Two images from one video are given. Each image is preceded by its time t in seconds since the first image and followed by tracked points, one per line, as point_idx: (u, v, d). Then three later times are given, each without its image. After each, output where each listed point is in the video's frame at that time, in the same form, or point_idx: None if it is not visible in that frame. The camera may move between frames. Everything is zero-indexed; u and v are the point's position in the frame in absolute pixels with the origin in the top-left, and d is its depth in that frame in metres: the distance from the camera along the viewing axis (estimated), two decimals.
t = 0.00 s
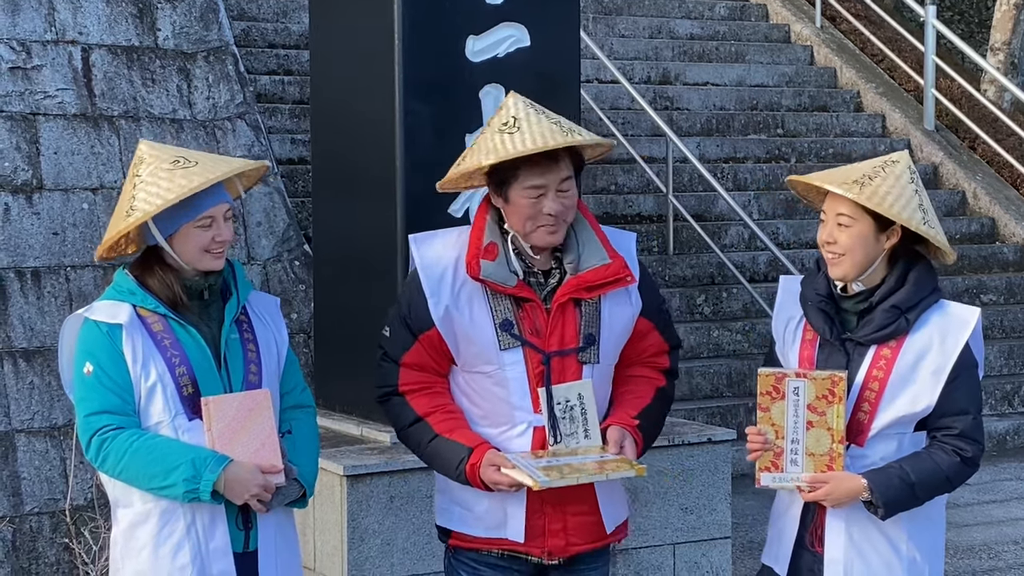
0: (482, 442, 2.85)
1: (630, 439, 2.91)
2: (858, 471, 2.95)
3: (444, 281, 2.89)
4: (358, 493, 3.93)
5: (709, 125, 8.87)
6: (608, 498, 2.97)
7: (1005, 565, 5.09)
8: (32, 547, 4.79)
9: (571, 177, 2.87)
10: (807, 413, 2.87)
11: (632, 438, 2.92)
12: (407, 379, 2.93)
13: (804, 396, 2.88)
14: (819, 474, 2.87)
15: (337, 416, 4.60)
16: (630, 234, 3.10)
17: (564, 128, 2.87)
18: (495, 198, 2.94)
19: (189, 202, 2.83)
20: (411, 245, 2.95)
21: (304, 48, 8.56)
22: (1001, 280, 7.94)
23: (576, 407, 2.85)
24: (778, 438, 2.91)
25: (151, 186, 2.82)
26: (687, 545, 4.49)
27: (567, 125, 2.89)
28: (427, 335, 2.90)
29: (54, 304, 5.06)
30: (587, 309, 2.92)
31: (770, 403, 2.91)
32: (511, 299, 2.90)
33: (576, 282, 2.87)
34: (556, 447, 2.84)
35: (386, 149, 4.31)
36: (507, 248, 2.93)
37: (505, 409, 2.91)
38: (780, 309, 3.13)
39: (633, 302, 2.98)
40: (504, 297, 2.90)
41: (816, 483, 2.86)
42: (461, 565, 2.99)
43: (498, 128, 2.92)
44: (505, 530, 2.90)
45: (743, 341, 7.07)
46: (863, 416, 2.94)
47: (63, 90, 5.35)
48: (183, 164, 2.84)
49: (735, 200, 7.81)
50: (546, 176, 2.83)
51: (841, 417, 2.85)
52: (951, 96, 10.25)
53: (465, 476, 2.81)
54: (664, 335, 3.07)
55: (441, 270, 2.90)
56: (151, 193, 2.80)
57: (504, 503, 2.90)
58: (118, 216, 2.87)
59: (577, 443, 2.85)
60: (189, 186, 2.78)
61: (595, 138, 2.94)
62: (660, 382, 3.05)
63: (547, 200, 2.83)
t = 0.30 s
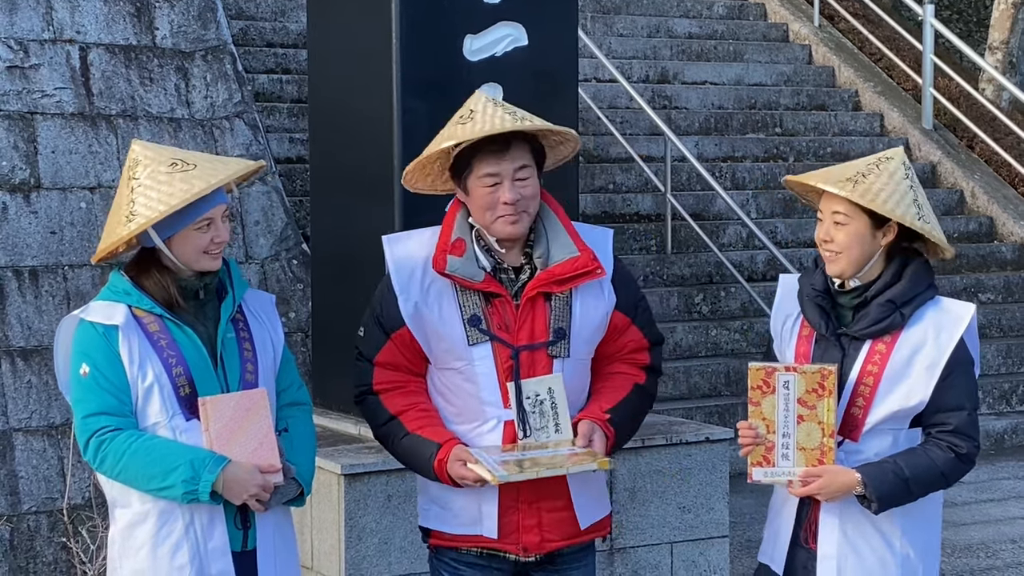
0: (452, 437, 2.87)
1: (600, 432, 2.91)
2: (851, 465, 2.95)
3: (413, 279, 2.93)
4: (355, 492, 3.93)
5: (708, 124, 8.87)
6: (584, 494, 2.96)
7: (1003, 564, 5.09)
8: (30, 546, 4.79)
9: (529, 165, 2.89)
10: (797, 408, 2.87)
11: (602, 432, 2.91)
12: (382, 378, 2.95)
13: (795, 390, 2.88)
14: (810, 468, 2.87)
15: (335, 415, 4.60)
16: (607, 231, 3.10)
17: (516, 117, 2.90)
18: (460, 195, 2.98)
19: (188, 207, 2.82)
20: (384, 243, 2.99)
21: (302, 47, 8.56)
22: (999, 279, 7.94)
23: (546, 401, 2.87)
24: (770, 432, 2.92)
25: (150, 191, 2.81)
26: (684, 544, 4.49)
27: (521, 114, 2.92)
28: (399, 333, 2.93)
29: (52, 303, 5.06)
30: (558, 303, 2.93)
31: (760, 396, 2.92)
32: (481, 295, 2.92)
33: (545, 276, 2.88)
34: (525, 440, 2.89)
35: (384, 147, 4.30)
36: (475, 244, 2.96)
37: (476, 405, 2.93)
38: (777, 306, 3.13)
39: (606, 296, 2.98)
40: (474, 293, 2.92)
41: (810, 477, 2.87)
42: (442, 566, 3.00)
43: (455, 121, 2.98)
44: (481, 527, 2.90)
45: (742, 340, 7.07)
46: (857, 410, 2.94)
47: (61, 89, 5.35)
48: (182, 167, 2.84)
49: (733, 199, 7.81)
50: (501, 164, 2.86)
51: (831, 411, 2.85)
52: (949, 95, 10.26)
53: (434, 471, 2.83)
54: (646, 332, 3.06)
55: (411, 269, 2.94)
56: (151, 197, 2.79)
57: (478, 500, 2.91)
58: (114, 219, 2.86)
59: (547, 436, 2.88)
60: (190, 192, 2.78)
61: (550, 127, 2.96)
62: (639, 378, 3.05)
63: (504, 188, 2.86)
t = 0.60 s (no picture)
0: (427, 438, 2.90)
1: (574, 432, 2.88)
2: (846, 459, 2.95)
3: (392, 279, 2.94)
4: (354, 490, 3.93)
5: (706, 122, 8.87)
6: (562, 492, 2.95)
7: (1001, 563, 5.10)
8: (29, 544, 4.79)
9: (504, 163, 2.89)
10: (795, 403, 2.88)
11: (576, 432, 2.88)
12: (362, 379, 2.98)
13: (794, 384, 2.88)
14: (804, 463, 2.87)
15: (334, 414, 4.59)
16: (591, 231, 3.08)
17: (488, 115, 2.90)
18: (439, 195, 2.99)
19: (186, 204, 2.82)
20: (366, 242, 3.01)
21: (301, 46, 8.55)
22: (997, 278, 7.95)
23: (521, 400, 2.86)
24: (767, 425, 2.93)
25: (147, 188, 2.80)
26: (683, 542, 4.49)
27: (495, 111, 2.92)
28: (378, 333, 2.96)
29: (50, 301, 5.05)
30: (536, 302, 2.93)
31: (758, 391, 2.93)
32: (459, 295, 2.93)
33: (523, 275, 2.88)
34: (501, 440, 2.89)
35: (383, 146, 4.30)
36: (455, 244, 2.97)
37: (454, 405, 2.94)
38: (779, 305, 3.15)
39: (586, 295, 2.96)
40: (452, 292, 2.93)
41: (804, 471, 2.86)
42: (427, 566, 3.01)
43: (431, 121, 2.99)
44: (458, 527, 2.91)
45: (741, 338, 7.08)
46: (852, 405, 2.94)
47: (59, 87, 5.35)
48: (179, 164, 2.84)
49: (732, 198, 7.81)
50: (474, 162, 2.87)
51: (828, 407, 2.85)
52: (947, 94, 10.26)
53: (408, 471, 2.86)
54: (629, 332, 3.03)
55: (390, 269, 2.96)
56: (149, 195, 2.79)
57: (453, 499, 2.92)
58: (112, 217, 2.85)
59: (522, 436, 2.88)
60: (189, 189, 2.78)
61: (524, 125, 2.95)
62: (622, 379, 3.02)
63: (478, 187, 2.86)
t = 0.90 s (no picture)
0: (425, 426, 2.93)
1: (569, 428, 2.86)
2: (839, 456, 2.94)
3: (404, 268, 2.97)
4: (352, 489, 3.93)
5: (704, 121, 8.87)
6: (559, 488, 2.93)
7: (999, 561, 5.10)
8: (26, 543, 4.79)
9: (510, 158, 2.88)
10: (789, 402, 2.88)
11: (572, 428, 2.86)
12: (371, 367, 3.00)
13: (788, 383, 2.89)
14: (801, 463, 2.87)
15: (331, 412, 4.59)
16: (608, 234, 3.06)
17: (498, 110, 2.90)
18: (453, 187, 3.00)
19: (186, 201, 2.82)
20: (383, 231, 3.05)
21: (299, 45, 8.55)
22: (995, 276, 7.95)
23: (519, 393, 2.85)
24: (761, 425, 2.93)
25: (147, 186, 2.80)
26: (682, 541, 4.49)
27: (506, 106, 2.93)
28: (387, 322, 2.99)
29: (48, 300, 5.05)
30: (541, 297, 2.92)
31: (753, 391, 2.94)
32: (465, 286, 2.94)
33: (530, 269, 2.88)
34: (496, 430, 2.88)
35: (381, 144, 4.30)
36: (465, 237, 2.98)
37: (455, 395, 2.95)
38: (776, 305, 3.15)
39: (593, 293, 2.94)
40: (458, 283, 2.94)
41: (799, 472, 2.86)
42: (431, 563, 3.03)
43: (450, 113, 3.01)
44: (453, 518, 2.93)
45: (738, 337, 7.08)
46: (847, 403, 2.94)
47: (57, 86, 5.34)
48: (179, 162, 2.84)
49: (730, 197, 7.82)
50: (481, 155, 2.88)
51: (823, 406, 2.86)
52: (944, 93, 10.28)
53: (404, 458, 2.89)
54: (639, 336, 3.01)
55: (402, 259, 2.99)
56: (148, 193, 2.78)
57: (450, 489, 2.93)
58: (111, 215, 2.85)
59: (518, 428, 2.86)
60: (187, 186, 2.78)
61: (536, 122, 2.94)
62: (629, 382, 2.99)
63: (483, 179, 2.87)
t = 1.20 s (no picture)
0: (441, 420, 2.94)
1: (579, 440, 2.82)
2: (832, 456, 2.95)
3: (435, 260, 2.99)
4: (350, 488, 3.93)
5: (701, 120, 8.89)
6: (566, 492, 2.92)
7: (996, 560, 5.10)
8: (24, 542, 4.79)
9: (524, 164, 2.86)
10: (785, 401, 2.88)
11: (582, 439, 2.82)
12: (400, 352, 3.04)
13: (783, 382, 2.89)
14: (795, 462, 2.87)
15: (329, 411, 4.59)
16: (644, 243, 3.02)
17: (517, 114, 2.90)
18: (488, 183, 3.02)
19: (188, 199, 2.82)
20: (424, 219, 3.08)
21: (296, 43, 8.54)
22: (992, 275, 7.96)
23: (529, 397, 2.83)
24: (756, 425, 2.93)
25: (149, 184, 2.80)
26: (679, 540, 4.50)
27: (531, 111, 2.90)
28: (416, 310, 3.01)
29: (45, 299, 5.04)
30: (563, 302, 2.90)
31: (749, 389, 2.94)
32: (490, 284, 2.95)
33: (555, 276, 2.88)
34: (503, 432, 2.85)
35: (379, 142, 4.30)
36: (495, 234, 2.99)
37: (470, 392, 2.96)
38: (778, 302, 3.16)
39: (618, 304, 2.91)
40: (483, 281, 2.95)
41: (793, 471, 2.86)
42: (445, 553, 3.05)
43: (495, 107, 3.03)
44: (459, 513, 2.95)
45: (736, 336, 7.08)
46: (842, 406, 2.94)
47: (54, 85, 5.34)
48: (181, 160, 2.84)
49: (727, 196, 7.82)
50: (497, 157, 2.88)
51: (818, 407, 2.85)
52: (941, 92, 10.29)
53: (417, 448, 2.92)
54: (665, 348, 2.96)
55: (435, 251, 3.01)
56: (150, 190, 2.79)
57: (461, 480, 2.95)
58: (113, 213, 2.85)
59: (525, 432, 2.84)
60: (190, 184, 2.78)
61: (559, 126, 2.90)
62: (651, 394, 2.95)
63: (495, 182, 2.88)
